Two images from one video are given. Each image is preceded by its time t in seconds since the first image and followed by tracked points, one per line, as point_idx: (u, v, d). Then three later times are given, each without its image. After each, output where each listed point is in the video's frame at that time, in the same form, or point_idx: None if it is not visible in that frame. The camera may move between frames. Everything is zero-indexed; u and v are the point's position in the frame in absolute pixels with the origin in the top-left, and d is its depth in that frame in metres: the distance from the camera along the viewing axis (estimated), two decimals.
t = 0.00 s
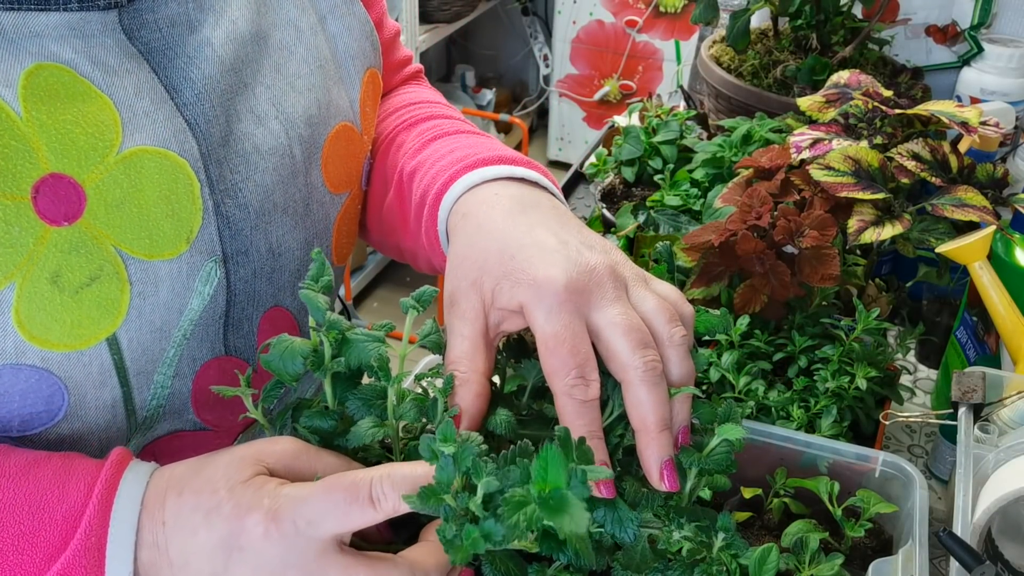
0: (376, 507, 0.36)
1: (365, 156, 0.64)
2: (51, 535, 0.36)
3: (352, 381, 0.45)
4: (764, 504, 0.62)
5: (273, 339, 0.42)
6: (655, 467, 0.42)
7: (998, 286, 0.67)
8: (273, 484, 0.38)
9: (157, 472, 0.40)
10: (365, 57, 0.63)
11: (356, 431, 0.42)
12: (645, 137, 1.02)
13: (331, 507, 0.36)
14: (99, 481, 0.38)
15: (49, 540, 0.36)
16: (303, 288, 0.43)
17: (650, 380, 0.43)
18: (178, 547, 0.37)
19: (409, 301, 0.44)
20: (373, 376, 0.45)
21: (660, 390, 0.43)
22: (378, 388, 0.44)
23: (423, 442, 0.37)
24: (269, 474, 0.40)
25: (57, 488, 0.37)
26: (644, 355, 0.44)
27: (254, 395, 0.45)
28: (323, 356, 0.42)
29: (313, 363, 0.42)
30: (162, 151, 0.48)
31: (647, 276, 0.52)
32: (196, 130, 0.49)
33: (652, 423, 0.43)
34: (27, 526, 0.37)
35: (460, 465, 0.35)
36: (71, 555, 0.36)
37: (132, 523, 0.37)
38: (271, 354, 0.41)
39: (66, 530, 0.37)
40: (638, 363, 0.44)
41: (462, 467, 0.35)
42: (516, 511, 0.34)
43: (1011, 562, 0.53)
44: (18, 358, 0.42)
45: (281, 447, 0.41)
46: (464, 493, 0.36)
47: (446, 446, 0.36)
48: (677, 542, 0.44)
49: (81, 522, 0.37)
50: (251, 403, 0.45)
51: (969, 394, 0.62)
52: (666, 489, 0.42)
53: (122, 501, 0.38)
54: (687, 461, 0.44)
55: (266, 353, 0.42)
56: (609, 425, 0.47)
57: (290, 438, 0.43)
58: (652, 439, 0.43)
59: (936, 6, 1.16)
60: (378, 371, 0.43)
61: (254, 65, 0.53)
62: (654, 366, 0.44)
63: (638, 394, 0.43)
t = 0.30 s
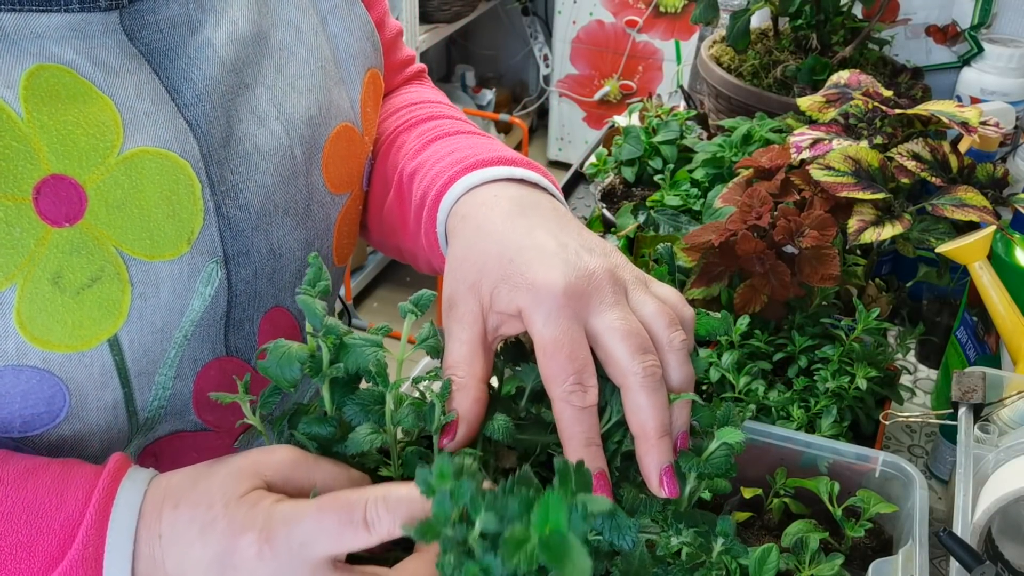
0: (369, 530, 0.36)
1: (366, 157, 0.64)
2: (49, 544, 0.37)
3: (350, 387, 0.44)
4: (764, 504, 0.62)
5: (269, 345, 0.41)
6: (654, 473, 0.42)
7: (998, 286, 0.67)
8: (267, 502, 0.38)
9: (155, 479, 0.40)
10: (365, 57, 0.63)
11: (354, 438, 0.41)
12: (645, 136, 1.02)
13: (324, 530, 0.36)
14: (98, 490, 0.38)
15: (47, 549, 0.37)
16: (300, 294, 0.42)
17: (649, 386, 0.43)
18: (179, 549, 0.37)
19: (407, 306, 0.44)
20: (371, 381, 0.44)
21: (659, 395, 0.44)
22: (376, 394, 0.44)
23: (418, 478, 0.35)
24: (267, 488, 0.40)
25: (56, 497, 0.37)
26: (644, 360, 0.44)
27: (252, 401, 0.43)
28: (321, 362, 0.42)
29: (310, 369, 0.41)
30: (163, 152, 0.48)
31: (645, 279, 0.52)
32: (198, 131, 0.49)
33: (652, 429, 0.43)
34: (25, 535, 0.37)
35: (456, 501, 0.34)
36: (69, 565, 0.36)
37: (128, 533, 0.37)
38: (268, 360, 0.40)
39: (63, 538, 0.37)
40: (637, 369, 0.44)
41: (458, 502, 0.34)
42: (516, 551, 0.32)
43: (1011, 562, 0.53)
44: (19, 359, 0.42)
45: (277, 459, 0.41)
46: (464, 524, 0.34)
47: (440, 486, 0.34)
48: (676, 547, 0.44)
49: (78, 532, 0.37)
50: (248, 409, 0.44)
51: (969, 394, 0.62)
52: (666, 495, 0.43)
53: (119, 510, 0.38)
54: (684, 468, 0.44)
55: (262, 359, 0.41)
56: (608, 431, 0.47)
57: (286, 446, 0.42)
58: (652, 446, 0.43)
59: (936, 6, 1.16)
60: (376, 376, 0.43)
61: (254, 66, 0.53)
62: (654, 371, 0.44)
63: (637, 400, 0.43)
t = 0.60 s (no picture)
0: None
1: (366, 160, 0.64)
2: (32, 564, 0.37)
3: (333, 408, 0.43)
4: (764, 504, 0.62)
5: (247, 368, 0.39)
6: (631, 498, 0.39)
7: (998, 286, 0.67)
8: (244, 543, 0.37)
9: (139, 500, 0.39)
10: (366, 59, 0.62)
11: (333, 467, 0.41)
12: (645, 136, 1.02)
13: None
14: (81, 509, 0.38)
15: (30, 568, 0.37)
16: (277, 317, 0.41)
17: (627, 406, 0.41)
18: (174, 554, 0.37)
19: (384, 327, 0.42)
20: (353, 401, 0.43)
21: (638, 416, 0.41)
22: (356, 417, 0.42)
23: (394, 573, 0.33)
24: (248, 522, 0.39)
25: (39, 517, 0.37)
26: (621, 378, 0.41)
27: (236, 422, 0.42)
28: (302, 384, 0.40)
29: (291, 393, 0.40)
30: (156, 156, 0.48)
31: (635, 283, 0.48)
32: (192, 134, 0.49)
33: (630, 453, 0.40)
34: (8, 555, 0.37)
35: None
36: None
37: (110, 557, 0.37)
38: (248, 385, 0.39)
39: (46, 558, 0.37)
40: (614, 389, 0.41)
41: None
42: None
43: (1011, 562, 0.53)
44: (9, 363, 0.42)
45: (258, 488, 0.40)
46: None
47: None
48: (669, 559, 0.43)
49: (60, 555, 0.37)
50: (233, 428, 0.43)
51: (969, 394, 0.62)
52: (647, 522, 0.40)
53: (101, 535, 0.37)
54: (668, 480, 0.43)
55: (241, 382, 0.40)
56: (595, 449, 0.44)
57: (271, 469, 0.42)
58: (629, 468, 0.40)
59: (936, 6, 1.16)
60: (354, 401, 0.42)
61: (252, 69, 0.53)
62: (631, 391, 0.41)
63: (614, 422, 0.40)
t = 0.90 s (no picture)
0: None
1: (367, 158, 0.64)
2: (25, 568, 0.36)
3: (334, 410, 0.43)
4: (764, 504, 0.62)
5: (248, 369, 0.39)
6: (569, 518, 0.39)
7: (998, 286, 0.67)
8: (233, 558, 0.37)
9: (133, 503, 0.40)
10: (367, 59, 0.62)
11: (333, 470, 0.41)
12: (645, 136, 1.02)
13: None
14: (74, 512, 0.38)
15: (25, 568, 0.36)
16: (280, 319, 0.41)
17: (580, 420, 0.40)
18: (172, 556, 0.37)
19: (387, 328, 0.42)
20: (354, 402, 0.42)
21: (592, 432, 0.40)
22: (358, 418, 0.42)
23: None
24: (238, 532, 0.39)
25: (33, 519, 0.37)
26: (582, 391, 0.41)
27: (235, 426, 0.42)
28: (302, 388, 0.41)
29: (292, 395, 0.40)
30: (155, 155, 0.48)
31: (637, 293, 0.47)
32: (191, 134, 0.49)
33: (576, 470, 0.39)
34: None
35: None
36: None
37: (104, 561, 0.37)
38: (249, 386, 0.38)
39: (41, 564, 0.36)
40: (570, 400, 0.40)
41: None
42: None
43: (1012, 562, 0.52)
44: (9, 360, 0.43)
45: (244, 500, 0.40)
46: None
47: None
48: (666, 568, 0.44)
49: (52, 561, 0.36)
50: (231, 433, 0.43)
51: (969, 394, 0.62)
52: (583, 545, 0.39)
53: (94, 540, 0.37)
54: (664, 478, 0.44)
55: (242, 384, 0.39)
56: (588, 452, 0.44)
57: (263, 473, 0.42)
58: (572, 486, 0.39)
59: (936, 6, 1.16)
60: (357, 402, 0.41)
61: (251, 69, 0.53)
62: (590, 405, 0.40)
63: (567, 437, 0.40)
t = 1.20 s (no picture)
0: None
1: (368, 156, 0.64)
2: (30, 556, 0.36)
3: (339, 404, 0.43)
4: (764, 505, 0.62)
5: (254, 361, 0.39)
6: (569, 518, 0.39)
7: (998, 286, 0.67)
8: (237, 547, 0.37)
9: (136, 494, 0.39)
10: (369, 58, 0.62)
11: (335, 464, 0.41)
12: (645, 136, 1.02)
13: None
14: (78, 501, 0.38)
15: (27, 560, 0.36)
16: (286, 309, 0.41)
17: (587, 427, 0.39)
18: (174, 547, 0.38)
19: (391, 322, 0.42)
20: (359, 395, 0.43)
21: (599, 438, 0.39)
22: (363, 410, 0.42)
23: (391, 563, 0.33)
24: (240, 522, 0.39)
25: (37, 508, 0.37)
26: (587, 398, 0.40)
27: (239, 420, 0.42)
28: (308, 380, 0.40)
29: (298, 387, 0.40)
30: (158, 151, 0.48)
31: (634, 299, 0.46)
32: (194, 130, 0.49)
33: (582, 477, 0.39)
34: (2, 547, 0.37)
35: None
36: None
37: (107, 551, 0.37)
38: (255, 377, 0.38)
39: (45, 551, 0.37)
40: (577, 407, 0.39)
41: None
42: None
43: (1012, 562, 0.53)
44: (12, 354, 0.43)
45: (248, 488, 0.40)
46: None
47: None
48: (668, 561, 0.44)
49: (58, 546, 0.37)
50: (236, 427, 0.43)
51: (969, 394, 0.62)
52: (580, 539, 0.39)
53: (98, 528, 0.37)
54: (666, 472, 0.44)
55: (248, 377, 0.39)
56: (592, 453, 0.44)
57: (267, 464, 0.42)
58: (578, 491, 0.39)
59: (936, 6, 1.16)
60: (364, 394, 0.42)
61: (253, 66, 0.53)
62: (596, 412, 0.39)
63: (572, 445, 0.39)
